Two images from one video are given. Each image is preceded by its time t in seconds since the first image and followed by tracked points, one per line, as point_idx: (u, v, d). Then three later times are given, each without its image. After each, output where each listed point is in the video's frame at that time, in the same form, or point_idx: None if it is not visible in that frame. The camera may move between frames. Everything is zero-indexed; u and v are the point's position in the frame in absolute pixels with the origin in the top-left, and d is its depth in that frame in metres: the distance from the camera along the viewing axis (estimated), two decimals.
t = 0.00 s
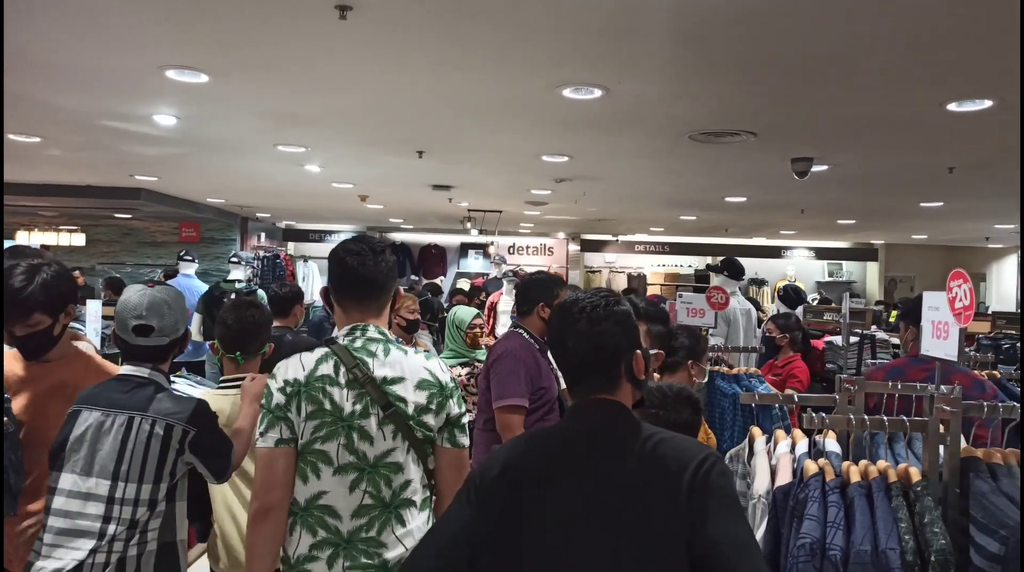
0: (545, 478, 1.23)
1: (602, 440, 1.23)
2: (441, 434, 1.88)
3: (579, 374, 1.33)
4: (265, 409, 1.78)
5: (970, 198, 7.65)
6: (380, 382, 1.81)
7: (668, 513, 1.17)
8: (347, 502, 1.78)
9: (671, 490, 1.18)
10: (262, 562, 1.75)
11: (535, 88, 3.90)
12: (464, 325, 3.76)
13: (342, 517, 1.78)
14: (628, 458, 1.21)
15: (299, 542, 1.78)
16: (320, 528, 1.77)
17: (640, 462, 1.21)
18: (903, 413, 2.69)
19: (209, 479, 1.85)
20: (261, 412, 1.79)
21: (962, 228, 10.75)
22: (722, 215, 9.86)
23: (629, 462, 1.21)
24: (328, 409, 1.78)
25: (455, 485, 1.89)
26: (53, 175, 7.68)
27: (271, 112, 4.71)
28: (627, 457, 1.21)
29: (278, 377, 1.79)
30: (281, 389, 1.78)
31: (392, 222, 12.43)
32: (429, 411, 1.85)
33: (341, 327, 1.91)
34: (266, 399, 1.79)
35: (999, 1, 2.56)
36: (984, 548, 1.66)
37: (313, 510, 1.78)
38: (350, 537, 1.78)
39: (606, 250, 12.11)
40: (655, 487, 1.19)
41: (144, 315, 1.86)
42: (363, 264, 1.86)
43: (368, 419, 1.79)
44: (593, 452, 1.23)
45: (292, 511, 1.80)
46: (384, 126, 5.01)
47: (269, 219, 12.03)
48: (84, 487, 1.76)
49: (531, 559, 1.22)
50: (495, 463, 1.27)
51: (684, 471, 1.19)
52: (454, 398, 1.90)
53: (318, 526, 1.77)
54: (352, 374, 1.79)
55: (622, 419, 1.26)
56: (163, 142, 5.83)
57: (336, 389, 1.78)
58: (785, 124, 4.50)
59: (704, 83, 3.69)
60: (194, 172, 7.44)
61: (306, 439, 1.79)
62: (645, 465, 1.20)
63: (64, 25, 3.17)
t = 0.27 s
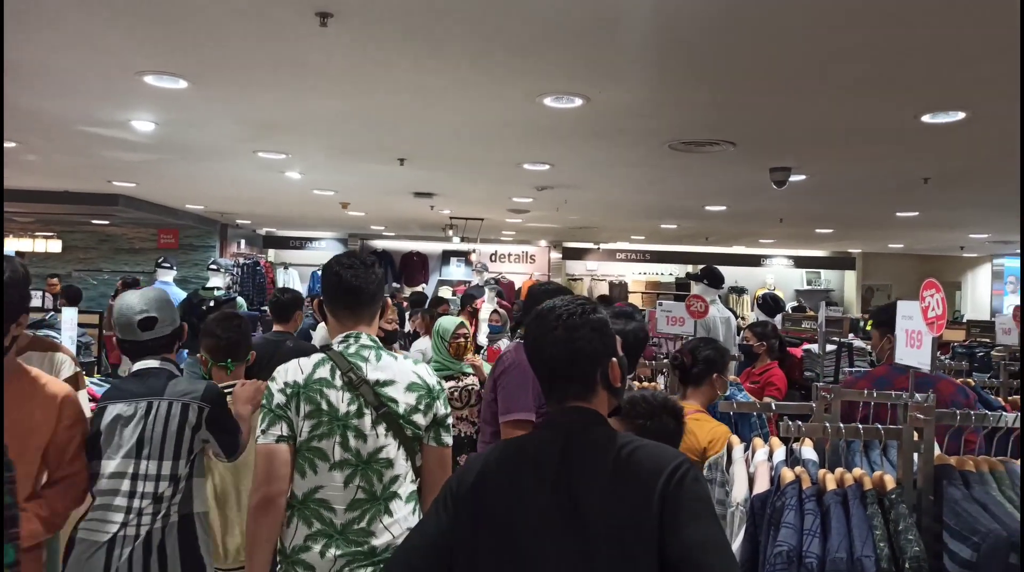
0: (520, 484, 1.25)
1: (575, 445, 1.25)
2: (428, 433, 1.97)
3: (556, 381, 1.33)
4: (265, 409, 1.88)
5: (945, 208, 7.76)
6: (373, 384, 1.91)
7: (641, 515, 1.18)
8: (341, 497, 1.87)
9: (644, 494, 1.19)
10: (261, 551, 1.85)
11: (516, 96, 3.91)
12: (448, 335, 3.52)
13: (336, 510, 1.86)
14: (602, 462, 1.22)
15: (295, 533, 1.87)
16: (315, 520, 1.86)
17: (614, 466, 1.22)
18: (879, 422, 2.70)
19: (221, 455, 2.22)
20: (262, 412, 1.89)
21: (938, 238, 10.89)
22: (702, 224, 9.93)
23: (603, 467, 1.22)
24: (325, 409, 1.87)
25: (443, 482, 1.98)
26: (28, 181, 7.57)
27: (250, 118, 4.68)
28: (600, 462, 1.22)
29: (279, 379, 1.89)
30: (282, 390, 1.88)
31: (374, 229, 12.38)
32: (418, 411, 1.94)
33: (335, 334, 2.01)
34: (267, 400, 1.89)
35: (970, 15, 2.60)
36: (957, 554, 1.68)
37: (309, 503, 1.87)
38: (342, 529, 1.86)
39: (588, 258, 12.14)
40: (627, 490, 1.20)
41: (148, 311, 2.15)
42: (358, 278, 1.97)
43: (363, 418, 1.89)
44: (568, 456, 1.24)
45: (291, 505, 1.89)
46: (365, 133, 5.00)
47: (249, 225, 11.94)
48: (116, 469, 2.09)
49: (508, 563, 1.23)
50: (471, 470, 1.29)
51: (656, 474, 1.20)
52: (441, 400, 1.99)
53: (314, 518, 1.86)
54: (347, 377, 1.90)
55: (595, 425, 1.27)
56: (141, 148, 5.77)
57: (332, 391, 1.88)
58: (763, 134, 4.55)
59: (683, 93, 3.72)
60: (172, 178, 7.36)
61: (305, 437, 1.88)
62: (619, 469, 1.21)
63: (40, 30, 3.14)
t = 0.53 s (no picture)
0: (506, 480, 1.25)
1: (561, 442, 1.26)
2: (401, 418, 2.20)
3: (540, 380, 1.34)
4: (249, 408, 2.06)
5: (926, 208, 7.84)
6: (347, 380, 2.11)
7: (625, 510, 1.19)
8: (323, 483, 2.07)
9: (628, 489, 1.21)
10: (256, 538, 2.02)
11: (500, 99, 3.91)
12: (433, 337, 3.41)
13: (318, 496, 2.06)
14: (587, 458, 1.24)
15: (283, 516, 2.08)
16: (301, 505, 2.06)
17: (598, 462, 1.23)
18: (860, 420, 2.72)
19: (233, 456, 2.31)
20: (246, 410, 2.07)
21: (920, 238, 10.99)
22: (687, 225, 9.96)
23: (586, 462, 1.24)
24: (304, 406, 2.06)
25: (416, 463, 2.21)
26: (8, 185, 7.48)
27: (234, 121, 4.65)
28: (585, 459, 1.24)
29: (261, 380, 2.07)
30: (264, 390, 2.06)
31: (359, 232, 12.33)
32: (390, 399, 2.17)
33: (311, 334, 2.22)
34: (251, 399, 2.07)
35: (949, 17, 2.63)
36: (938, 551, 1.69)
37: (294, 490, 2.06)
38: (326, 511, 2.06)
39: (574, 260, 12.16)
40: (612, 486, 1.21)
41: (193, 320, 2.23)
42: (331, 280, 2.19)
43: (339, 411, 2.09)
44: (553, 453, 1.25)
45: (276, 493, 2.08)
46: (350, 136, 4.99)
47: (233, 229, 11.85)
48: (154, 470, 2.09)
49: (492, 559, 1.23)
50: (457, 466, 1.29)
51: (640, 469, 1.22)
52: (410, 386, 2.22)
53: (299, 503, 2.06)
54: (322, 375, 2.09)
55: (579, 421, 1.28)
56: (124, 151, 5.72)
57: (310, 389, 2.07)
58: (747, 136, 4.58)
59: (666, 95, 3.74)
60: (156, 182, 7.30)
61: (286, 432, 2.06)
62: (603, 465, 1.23)
63: (19, 33, 3.11)
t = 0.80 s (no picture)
0: (492, 473, 1.26)
1: (546, 437, 1.27)
2: (375, 410, 2.38)
3: (524, 378, 1.34)
4: (232, 398, 2.22)
5: (907, 208, 7.92)
6: (324, 373, 2.29)
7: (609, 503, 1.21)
8: (303, 468, 2.27)
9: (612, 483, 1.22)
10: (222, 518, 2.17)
11: (484, 99, 3.91)
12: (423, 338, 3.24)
13: (300, 480, 2.26)
14: (572, 452, 1.25)
15: (266, 501, 2.26)
16: (283, 489, 2.25)
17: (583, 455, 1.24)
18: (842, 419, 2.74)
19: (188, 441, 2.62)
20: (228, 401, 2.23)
21: (901, 237, 11.09)
22: (672, 226, 10.00)
23: (571, 454, 1.25)
24: (284, 397, 2.23)
25: (389, 452, 2.41)
26: None
27: (216, 122, 4.62)
28: (570, 453, 1.25)
29: (243, 373, 2.23)
30: (245, 382, 2.22)
31: (344, 232, 12.27)
32: (363, 392, 2.35)
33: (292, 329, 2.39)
34: (233, 391, 2.23)
35: (927, 19, 2.66)
36: (919, 547, 1.70)
37: (276, 476, 2.26)
38: (308, 495, 2.27)
39: (559, 260, 12.17)
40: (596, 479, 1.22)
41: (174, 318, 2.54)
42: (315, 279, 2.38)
43: (317, 402, 2.27)
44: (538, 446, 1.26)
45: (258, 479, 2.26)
46: (333, 136, 4.97)
47: (216, 230, 11.75)
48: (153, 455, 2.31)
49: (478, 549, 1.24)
50: (444, 458, 1.30)
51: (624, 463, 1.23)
52: (382, 380, 2.40)
53: (281, 488, 2.25)
54: (301, 368, 2.26)
55: (564, 417, 1.29)
56: (104, 152, 5.66)
57: (289, 381, 2.24)
58: (729, 136, 4.61)
59: (650, 96, 3.75)
60: (137, 183, 7.23)
61: (267, 421, 2.24)
62: (588, 459, 1.24)
63: None
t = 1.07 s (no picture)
0: (472, 477, 1.25)
1: (528, 442, 1.25)
2: (358, 411, 2.37)
3: (507, 375, 1.33)
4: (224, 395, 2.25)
5: (888, 206, 7.99)
6: (313, 373, 2.30)
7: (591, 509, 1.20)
8: (290, 462, 2.26)
9: (593, 489, 1.21)
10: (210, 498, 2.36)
11: (468, 96, 3.90)
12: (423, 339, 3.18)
13: (286, 473, 2.26)
14: (553, 457, 1.24)
15: (254, 494, 2.25)
16: (270, 482, 2.25)
17: (565, 461, 1.23)
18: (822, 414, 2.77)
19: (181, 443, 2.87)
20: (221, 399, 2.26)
21: (883, 234, 11.19)
22: (656, 223, 10.04)
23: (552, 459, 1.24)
24: (273, 394, 2.25)
25: (371, 452, 2.39)
26: None
27: (198, 119, 4.59)
28: (552, 457, 1.24)
29: (235, 371, 2.26)
30: (238, 380, 2.26)
31: (328, 230, 12.22)
32: (349, 393, 2.34)
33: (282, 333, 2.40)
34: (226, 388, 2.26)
35: (908, 17, 2.68)
36: (901, 542, 1.71)
37: (264, 469, 2.25)
38: (293, 487, 2.26)
39: (545, 258, 12.18)
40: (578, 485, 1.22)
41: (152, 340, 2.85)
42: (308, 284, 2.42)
43: (304, 400, 2.27)
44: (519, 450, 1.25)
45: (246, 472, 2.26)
46: (316, 134, 4.95)
47: (199, 228, 11.67)
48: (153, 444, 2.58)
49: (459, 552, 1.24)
50: (425, 460, 1.28)
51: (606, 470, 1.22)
52: (368, 382, 2.40)
53: (269, 480, 2.25)
54: (291, 367, 2.28)
55: (545, 418, 1.28)
56: (85, 150, 5.61)
57: (279, 379, 2.26)
58: (713, 134, 4.63)
59: (633, 93, 3.76)
60: (118, 181, 7.16)
61: (257, 417, 2.25)
62: (569, 464, 1.23)
63: None
